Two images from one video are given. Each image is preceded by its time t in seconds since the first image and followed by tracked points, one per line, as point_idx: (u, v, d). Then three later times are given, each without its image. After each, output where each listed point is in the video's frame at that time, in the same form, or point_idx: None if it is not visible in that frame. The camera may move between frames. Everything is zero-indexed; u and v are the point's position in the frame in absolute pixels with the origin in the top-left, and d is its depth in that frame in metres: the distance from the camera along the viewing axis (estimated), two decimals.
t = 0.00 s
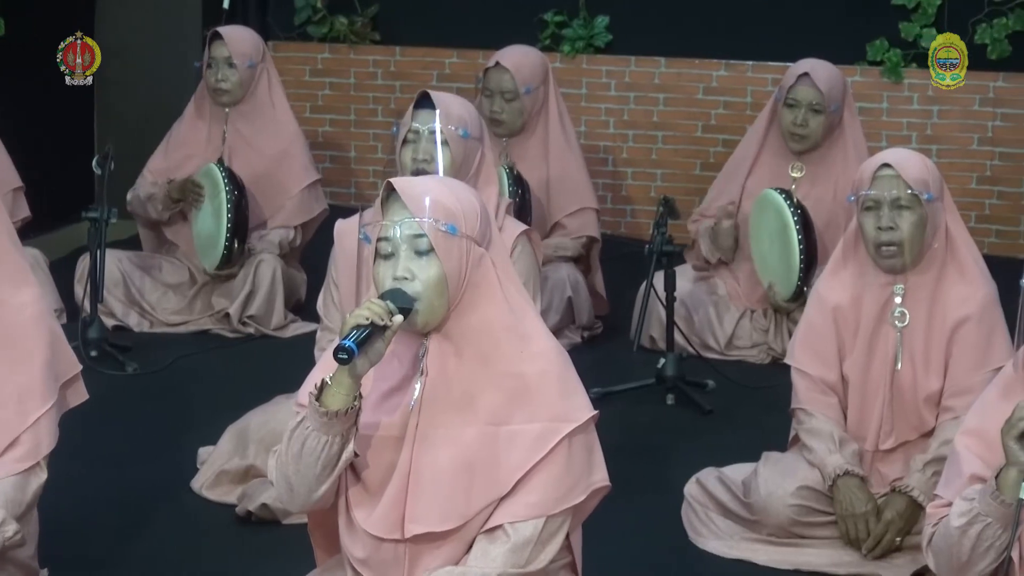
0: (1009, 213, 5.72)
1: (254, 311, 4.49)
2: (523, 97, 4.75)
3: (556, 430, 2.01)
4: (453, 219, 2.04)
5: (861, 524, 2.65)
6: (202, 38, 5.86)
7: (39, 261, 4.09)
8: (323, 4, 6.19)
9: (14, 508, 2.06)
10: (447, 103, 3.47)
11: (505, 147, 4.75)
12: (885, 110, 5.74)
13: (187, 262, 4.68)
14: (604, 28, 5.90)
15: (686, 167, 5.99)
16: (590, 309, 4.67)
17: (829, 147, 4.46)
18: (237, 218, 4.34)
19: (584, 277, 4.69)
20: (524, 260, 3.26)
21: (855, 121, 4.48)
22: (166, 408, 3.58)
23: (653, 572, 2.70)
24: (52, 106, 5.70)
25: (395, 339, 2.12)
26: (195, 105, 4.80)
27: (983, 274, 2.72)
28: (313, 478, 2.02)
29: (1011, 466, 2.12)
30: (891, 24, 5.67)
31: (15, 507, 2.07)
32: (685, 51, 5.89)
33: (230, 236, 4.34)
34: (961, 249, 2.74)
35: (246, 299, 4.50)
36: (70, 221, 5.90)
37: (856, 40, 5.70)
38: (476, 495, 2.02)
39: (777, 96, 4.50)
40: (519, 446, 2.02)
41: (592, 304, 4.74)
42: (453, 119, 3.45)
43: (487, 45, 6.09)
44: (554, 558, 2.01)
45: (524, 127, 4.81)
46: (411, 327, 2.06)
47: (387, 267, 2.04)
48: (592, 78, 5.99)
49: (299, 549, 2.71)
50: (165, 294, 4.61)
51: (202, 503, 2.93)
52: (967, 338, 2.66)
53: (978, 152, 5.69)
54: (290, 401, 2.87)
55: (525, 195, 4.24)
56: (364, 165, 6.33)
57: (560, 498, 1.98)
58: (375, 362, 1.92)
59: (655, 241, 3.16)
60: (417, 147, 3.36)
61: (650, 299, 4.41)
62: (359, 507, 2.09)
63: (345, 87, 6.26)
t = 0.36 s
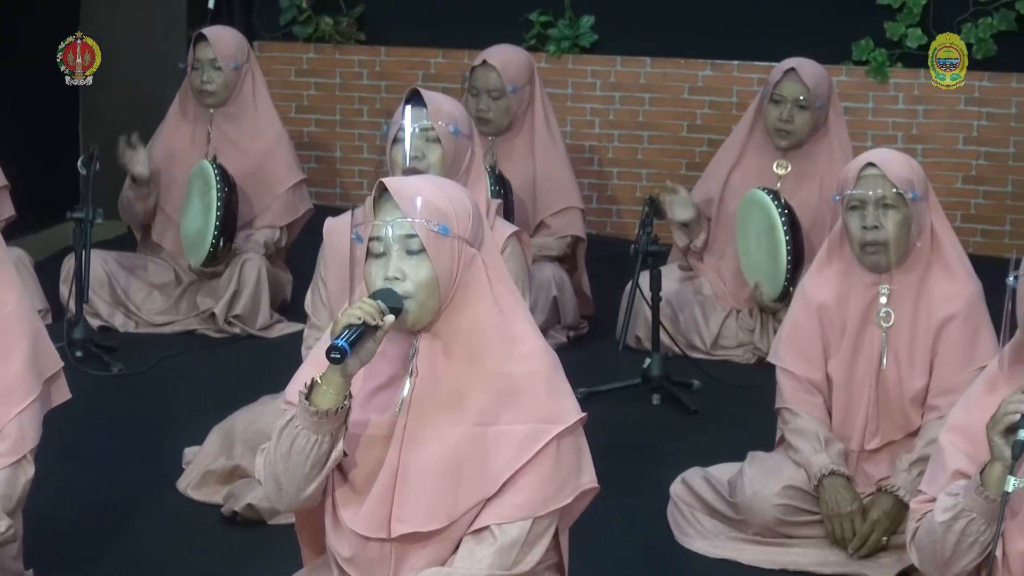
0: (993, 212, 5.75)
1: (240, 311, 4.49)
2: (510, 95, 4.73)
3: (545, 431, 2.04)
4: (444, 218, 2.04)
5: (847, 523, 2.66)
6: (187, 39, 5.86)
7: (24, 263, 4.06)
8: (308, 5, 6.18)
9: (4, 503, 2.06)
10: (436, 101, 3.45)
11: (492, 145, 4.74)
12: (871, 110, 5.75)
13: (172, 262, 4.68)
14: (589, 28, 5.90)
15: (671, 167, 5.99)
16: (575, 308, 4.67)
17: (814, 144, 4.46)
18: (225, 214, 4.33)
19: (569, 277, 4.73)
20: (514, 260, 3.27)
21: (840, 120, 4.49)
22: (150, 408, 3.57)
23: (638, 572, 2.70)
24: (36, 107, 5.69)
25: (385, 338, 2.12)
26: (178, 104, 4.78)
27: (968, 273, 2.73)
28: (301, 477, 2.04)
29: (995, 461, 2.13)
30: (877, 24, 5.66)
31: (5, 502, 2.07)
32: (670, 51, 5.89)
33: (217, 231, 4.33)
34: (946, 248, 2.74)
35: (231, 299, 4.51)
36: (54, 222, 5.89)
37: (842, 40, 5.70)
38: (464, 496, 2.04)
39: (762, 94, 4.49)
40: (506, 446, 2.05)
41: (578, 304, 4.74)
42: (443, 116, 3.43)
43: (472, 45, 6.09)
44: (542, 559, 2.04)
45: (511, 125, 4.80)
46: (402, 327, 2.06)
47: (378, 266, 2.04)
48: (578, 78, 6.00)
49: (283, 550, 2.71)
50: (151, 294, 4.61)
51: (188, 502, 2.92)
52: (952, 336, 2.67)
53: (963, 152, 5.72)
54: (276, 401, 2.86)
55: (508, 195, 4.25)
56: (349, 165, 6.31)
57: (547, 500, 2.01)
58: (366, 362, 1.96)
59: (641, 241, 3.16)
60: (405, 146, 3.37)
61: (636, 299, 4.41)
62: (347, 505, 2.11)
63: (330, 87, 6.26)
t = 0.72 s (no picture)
0: (978, 212, 5.78)
1: (225, 312, 4.49)
2: (495, 94, 4.75)
3: (533, 434, 2.07)
4: (432, 220, 2.09)
5: (832, 523, 2.66)
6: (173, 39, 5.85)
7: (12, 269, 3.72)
8: (293, 5, 6.17)
9: None
10: (426, 105, 3.43)
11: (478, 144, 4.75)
12: (856, 110, 5.76)
13: (157, 263, 4.68)
14: (574, 28, 5.91)
15: (656, 167, 6.00)
16: (561, 308, 4.69)
17: (796, 143, 4.46)
18: (214, 218, 4.32)
19: (554, 276, 4.74)
20: (505, 265, 3.26)
21: (822, 118, 4.49)
22: (134, 409, 3.56)
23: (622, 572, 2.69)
24: (21, 107, 5.68)
25: (374, 342, 2.17)
26: (162, 105, 4.80)
27: (953, 273, 2.74)
28: (289, 480, 2.07)
29: (978, 466, 2.12)
30: (862, 24, 5.68)
31: None
32: (655, 51, 5.89)
33: (207, 237, 4.32)
34: (932, 249, 2.75)
35: (216, 299, 4.51)
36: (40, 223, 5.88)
37: (827, 40, 5.71)
38: (452, 498, 2.08)
39: (745, 93, 4.50)
40: (494, 449, 2.08)
41: (563, 304, 4.75)
42: (434, 123, 3.42)
43: (457, 45, 6.09)
44: (528, 560, 2.07)
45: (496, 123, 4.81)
46: (391, 329, 2.10)
47: (367, 268, 2.08)
48: (563, 78, 6.00)
49: (265, 550, 2.70)
50: (136, 295, 4.60)
51: (174, 503, 2.92)
52: (937, 336, 2.67)
53: (948, 152, 5.74)
54: (261, 401, 2.85)
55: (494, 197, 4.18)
56: (334, 165, 6.32)
57: (534, 501, 2.05)
58: (353, 365, 1.99)
59: (626, 241, 3.16)
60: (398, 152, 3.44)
61: (621, 299, 4.43)
62: (335, 507, 2.15)
63: (315, 87, 6.26)
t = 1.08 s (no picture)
0: (962, 212, 5.79)
1: (210, 312, 4.50)
2: (481, 93, 4.73)
3: (518, 434, 2.07)
4: (417, 221, 2.09)
5: (817, 523, 2.66)
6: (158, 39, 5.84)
7: None
8: (277, 5, 6.17)
9: None
10: (415, 106, 3.44)
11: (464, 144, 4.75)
12: (840, 109, 5.77)
13: (142, 264, 4.67)
14: (558, 28, 5.91)
15: (641, 167, 6.00)
16: (545, 308, 4.69)
17: (777, 139, 4.47)
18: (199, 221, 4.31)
19: (539, 276, 4.74)
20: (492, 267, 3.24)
21: (803, 115, 4.49)
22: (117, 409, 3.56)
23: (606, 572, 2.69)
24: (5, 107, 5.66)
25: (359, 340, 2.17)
26: (146, 105, 4.79)
27: (938, 273, 2.74)
28: (274, 481, 2.08)
29: (963, 467, 2.12)
30: (846, 24, 5.70)
31: None
32: (639, 51, 5.90)
33: (191, 240, 4.32)
34: (917, 249, 2.75)
35: (200, 300, 4.52)
36: (23, 224, 5.86)
37: (810, 40, 5.72)
38: (438, 498, 2.08)
39: (727, 89, 4.51)
40: (480, 450, 2.09)
41: (547, 304, 4.75)
42: (423, 121, 3.42)
43: (441, 45, 6.09)
44: (512, 561, 2.08)
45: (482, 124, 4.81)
46: (376, 329, 2.10)
47: (351, 269, 2.09)
48: (547, 78, 6.00)
49: (249, 552, 2.70)
50: (120, 296, 4.60)
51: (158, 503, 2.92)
52: (921, 335, 2.68)
53: (933, 151, 5.75)
54: (245, 402, 2.86)
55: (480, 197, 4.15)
56: (320, 165, 6.30)
57: (519, 502, 2.05)
58: (338, 366, 2.00)
59: (610, 241, 3.16)
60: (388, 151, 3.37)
61: (605, 298, 4.39)
62: (320, 509, 2.16)
63: (299, 87, 6.25)
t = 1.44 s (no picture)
0: (947, 211, 5.82)
1: (195, 313, 4.51)
2: (464, 93, 4.75)
3: (500, 433, 2.08)
4: (398, 219, 2.09)
5: (802, 522, 2.66)
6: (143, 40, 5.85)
7: None
8: (262, 5, 6.17)
9: None
10: (398, 104, 3.44)
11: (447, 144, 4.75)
12: (825, 109, 5.78)
13: (128, 264, 4.67)
14: (543, 28, 5.91)
15: (626, 167, 6.01)
16: (531, 308, 4.69)
17: (765, 145, 4.48)
18: (186, 219, 4.33)
19: (524, 277, 4.74)
20: (472, 264, 3.29)
21: (791, 119, 4.50)
22: (101, 410, 3.55)
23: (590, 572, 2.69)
24: None
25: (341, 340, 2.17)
26: (132, 104, 4.79)
27: (923, 272, 2.74)
28: (258, 481, 2.07)
29: (949, 467, 2.13)
30: (831, 24, 5.71)
31: None
32: (625, 51, 5.90)
33: (178, 237, 4.34)
34: (902, 249, 2.75)
35: (186, 300, 4.52)
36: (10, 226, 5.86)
37: (795, 40, 5.73)
38: (421, 498, 2.08)
39: (713, 94, 4.50)
40: (462, 448, 2.09)
41: (533, 304, 4.75)
42: (405, 117, 3.42)
43: (426, 45, 6.09)
44: (497, 560, 2.08)
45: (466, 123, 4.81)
46: (358, 328, 2.10)
47: (333, 268, 2.09)
48: (532, 78, 6.00)
49: (233, 552, 2.70)
50: (106, 296, 4.60)
51: (143, 504, 2.92)
52: (907, 334, 2.68)
53: (918, 151, 5.77)
54: (231, 402, 2.86)
55: (466, 193, 4.25)
56: (305, 165, 6.30)
57: (504, 501, 2.05)
58: (321, 366, 1.99)
59: (596, 241, 3.15)
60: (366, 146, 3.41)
61: (592, 299, 4.41)
62: (304, 509, 2.15)
63: (284, 87, 6.26)
